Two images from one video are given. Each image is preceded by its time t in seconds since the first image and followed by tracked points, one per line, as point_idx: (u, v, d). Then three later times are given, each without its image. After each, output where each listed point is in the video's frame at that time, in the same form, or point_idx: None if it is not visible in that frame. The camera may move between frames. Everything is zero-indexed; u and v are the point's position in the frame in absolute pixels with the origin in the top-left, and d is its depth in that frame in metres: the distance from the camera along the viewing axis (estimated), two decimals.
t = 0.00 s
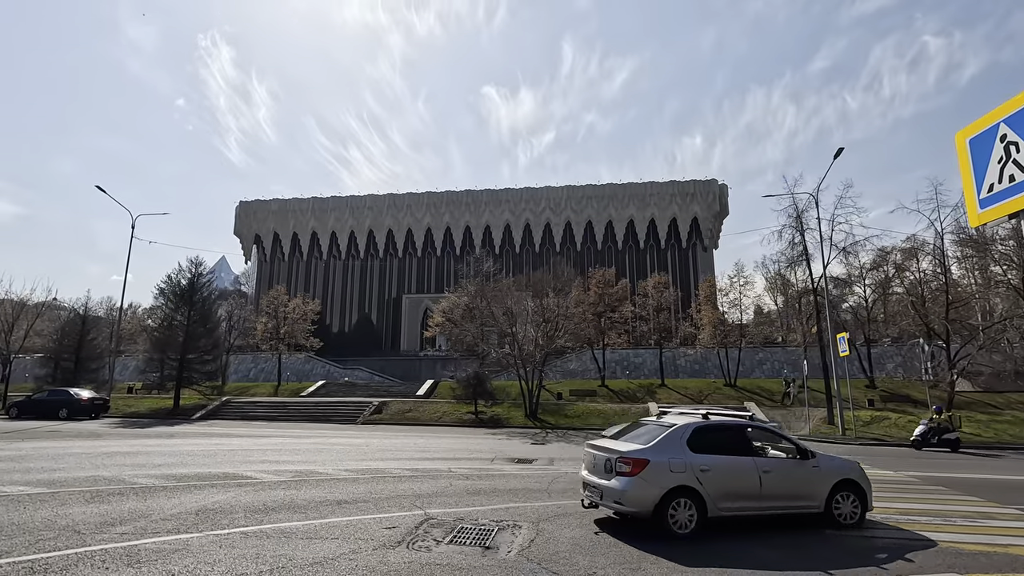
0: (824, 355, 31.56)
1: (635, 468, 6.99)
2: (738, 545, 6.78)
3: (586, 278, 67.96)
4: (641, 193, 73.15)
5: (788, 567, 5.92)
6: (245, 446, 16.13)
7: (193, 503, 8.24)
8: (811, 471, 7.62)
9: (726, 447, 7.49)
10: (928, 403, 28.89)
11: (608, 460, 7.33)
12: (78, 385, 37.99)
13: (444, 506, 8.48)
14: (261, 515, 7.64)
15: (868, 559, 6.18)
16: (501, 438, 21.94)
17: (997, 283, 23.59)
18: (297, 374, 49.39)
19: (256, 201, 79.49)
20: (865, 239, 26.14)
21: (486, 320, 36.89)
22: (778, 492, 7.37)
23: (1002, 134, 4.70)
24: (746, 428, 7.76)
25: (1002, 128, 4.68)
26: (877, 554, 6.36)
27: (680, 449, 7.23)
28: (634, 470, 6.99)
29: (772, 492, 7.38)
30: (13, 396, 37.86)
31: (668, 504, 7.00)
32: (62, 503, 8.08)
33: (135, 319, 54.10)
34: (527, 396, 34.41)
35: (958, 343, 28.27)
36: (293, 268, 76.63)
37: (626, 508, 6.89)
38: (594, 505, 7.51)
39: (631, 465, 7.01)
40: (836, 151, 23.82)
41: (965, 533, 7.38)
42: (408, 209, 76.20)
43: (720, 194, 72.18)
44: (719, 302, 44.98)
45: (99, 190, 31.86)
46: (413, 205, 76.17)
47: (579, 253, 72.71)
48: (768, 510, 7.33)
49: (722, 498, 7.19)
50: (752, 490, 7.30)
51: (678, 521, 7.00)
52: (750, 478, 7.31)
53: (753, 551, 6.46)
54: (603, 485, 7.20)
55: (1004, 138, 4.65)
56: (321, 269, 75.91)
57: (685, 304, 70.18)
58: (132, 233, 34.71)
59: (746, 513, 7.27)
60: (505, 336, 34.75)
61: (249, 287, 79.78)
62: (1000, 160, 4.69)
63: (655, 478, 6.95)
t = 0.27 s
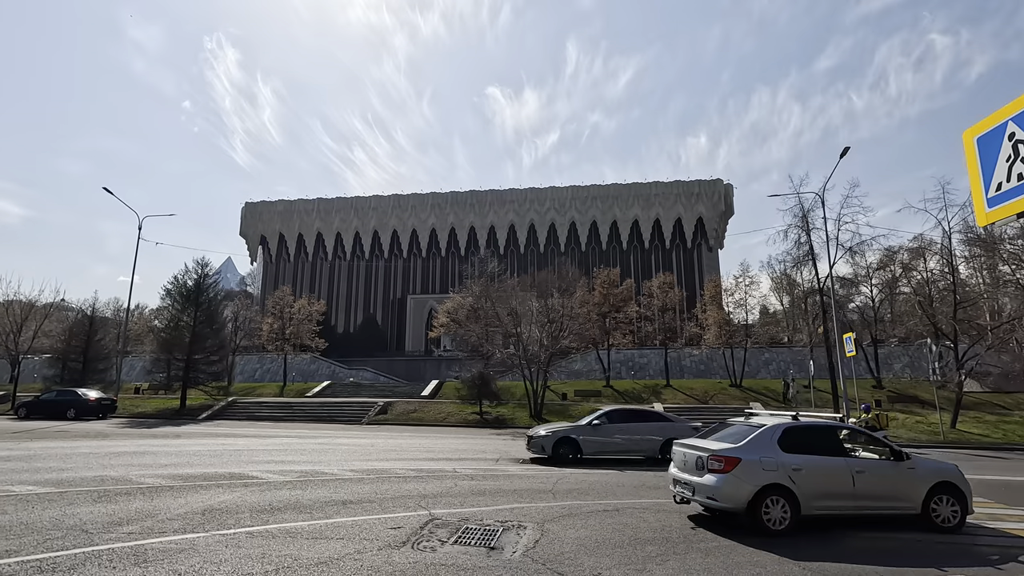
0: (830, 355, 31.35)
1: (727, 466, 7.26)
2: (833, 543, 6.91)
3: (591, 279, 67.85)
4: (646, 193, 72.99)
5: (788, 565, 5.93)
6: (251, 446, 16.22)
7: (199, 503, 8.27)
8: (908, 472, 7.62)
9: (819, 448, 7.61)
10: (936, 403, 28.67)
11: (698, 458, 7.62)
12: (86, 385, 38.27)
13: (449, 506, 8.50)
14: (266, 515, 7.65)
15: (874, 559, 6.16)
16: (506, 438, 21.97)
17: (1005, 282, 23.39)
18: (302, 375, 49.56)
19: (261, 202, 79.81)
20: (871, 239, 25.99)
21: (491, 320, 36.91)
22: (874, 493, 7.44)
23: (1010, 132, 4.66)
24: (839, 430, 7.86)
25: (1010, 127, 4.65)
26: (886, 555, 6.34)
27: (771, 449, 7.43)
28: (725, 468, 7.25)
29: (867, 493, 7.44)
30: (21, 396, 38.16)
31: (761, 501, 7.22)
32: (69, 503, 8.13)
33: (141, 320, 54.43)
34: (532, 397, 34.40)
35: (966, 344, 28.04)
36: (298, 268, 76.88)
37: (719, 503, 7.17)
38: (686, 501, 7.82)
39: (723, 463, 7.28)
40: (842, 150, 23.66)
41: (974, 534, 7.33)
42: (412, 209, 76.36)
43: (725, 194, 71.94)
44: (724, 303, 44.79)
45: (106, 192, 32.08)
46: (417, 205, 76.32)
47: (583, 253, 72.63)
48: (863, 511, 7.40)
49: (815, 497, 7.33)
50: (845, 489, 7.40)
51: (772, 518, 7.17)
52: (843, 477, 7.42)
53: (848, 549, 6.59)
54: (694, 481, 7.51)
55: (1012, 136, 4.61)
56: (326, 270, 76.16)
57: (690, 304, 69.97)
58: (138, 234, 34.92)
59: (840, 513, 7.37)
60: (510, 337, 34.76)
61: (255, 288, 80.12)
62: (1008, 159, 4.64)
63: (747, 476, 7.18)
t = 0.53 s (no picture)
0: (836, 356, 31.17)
1: (827, 467, 7.46)
2: (939, 544, 7.03)
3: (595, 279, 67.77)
4: (651, 193, 72.82)
5: (791, 566, 5.91)
6: (257, 446, 16.31)
7: (206, 503, 8.31)
8: (1020, 476, 7.61)
9: (923, 450, 7.71)
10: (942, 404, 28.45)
11: (796, 459, 7.86)
12: (93, 386, 38.53)
13: (455, 506, 8.51)
14: (272, 515, 7.68)
15: (881, 559, 6.15)
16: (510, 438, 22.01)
17: (1014, 282, 23.19)
18: (308, 375, 49.73)
19: (267, 203, 80.12)
20: (877, 238, 25.86)
21: (496, 321, 36.94)
22: (982, 496, 7.48)
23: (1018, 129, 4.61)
24: (943, 432, 7.92)
25: (1017, 124, 4.60)
26: (896, 556, 6.31)
27: (872, 450, 7.59)
28: (826, 469, 7.47)
29: (975, 495, 7.49)
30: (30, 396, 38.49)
31: (864, 502, 7.41)
32: (78, 502, 8.18)
33: (148, 320, 54.77)
34: (537, 397, 34.42)
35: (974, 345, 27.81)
36: (303, 269, 77.15)
37: (820, 503, 7.40)
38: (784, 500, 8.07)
39: (823, 464, 7.49)
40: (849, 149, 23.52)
41: (982, 535, 7.28)
42: (417, 210, 76.49)
43: (730, 194, 71.69)
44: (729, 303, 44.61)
45: (113, 193, 32.31)
46: (422, 206, 76.45)
47: (588, 253, 72.54)
48: (970, 513, 7.46)
49: (920, 498, 7.45)
50: (953, 492, 7.47)
51: (876, 518, 7.37)
52: (951, 480, 7.49)
53: (957, 550, 6.69)
54: (793, 482, 7.74)
55: (1020, 134, 4.57)
56: (331, 271, 76.40)
57: (695, 304, 69.78)
58: (145, 235, 35.14)
59: (946, 515, 7.46)
60: (515, 337, 34.80)
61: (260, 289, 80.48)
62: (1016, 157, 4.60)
63: (849, 477, 7.38)
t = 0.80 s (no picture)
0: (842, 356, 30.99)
1: (944, 471, 7.47)
2: None
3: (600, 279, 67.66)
4: (655, 193, 72.64)
5: (797, 567, 5.89)
6: (263, 446, 16.38)
7: (212, 503, 8.35)
8: None
9: None
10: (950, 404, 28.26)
11: (908, 462, 7.87)
12: (100, 386, 38.77)
13: (459, 506, 8.52)
14: (278, 515, 7.70)
15: (889, 561, 6.12)
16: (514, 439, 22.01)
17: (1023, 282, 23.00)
18: (313, 376, 49.85)
19: (272, 204, 80.42)
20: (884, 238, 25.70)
21: (500, 321, 36.93)
22: None
23: None
24: None
25: None
26: (904, 558, 6.27)
27: (992, 454, 7.52)
28: (943, 473, 7.48)
29: None
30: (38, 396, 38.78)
31: (984, 506, 7.38)
32: (85, 502, 8.24)
33: (155, 321, 55.08)
34: (541, 397, 34.39)
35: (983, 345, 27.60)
36: (308, 270, 77.38)
37: (937, 507, 7.41)
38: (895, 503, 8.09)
39: (939, 468, 7.51)
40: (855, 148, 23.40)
41: (988, 537, 7.23)
42: (421, 211, 76.60)
43: (735, 193, 71.43)
44: (734, 303, 44.39)
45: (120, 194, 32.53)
46: (426, 207, 76.56)
47: (593, 254, 72.44)
48: None
49: None
50: None
51: (998, 523, 7.33)
52: None
53: None
54: (906, 485, 7.77)
55: None
56: (335, 271, 76.63)
57: (700, 304, 69.56)
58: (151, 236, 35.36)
59: None
60: (519, 337, 34.79)
61: (266, 289, 80.81)
62: None
63: (968, 481, 7.37)
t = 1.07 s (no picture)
0: (848, 356, 30.85)
1: None
2: None
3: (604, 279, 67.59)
4: (660, 193, 72.53)
5: (803, 568, 5.87)
6: (267, 446, 16.44)
7: (218, 503, 8.39)
8: None
9: None
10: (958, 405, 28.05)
11: None
12: (107, 386, 39.00)
13: (464, 507, 8.53)
14: (283, 514, 7.73)
15: (896, 562, 6.09)
16: (517, 439, 22.02)
17: None
18: (318, 376, 49.99)
19: (277, 205, 80.74)
20: (890, 237, 25.58)
21: (505, 321, 36.98)
22: None
23: None
24: None
25: None
26: (911, 559, 6.24)
27: None
28: None
29: None
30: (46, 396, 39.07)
31: None
32: (92, 501, 8.30)
33: (161, 322, 55.38)
34: (546, 398, 34.37)
35: (991, 345, 27.40)
36: (313, 270, 77.62)
37: None
38: None
39: None
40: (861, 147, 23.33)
41: (995, 538, 7.17)
42: (426, 211, 76.73)
43: (740, 193, 71.21)
44: (740, 303, 44.21)
45: (128, 196, 32.77)
46: (430, 207, 76.71)
47: (597, 254, 72.40)
48: None
49: None
50: None
51: None
52: None
53: None
54: None
55: None
56: (340, 272, 76.84)
57: (705, 305, 69.37)
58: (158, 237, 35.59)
59: None
60: (524, 338, 34.81)
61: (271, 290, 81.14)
62: None
63: None
